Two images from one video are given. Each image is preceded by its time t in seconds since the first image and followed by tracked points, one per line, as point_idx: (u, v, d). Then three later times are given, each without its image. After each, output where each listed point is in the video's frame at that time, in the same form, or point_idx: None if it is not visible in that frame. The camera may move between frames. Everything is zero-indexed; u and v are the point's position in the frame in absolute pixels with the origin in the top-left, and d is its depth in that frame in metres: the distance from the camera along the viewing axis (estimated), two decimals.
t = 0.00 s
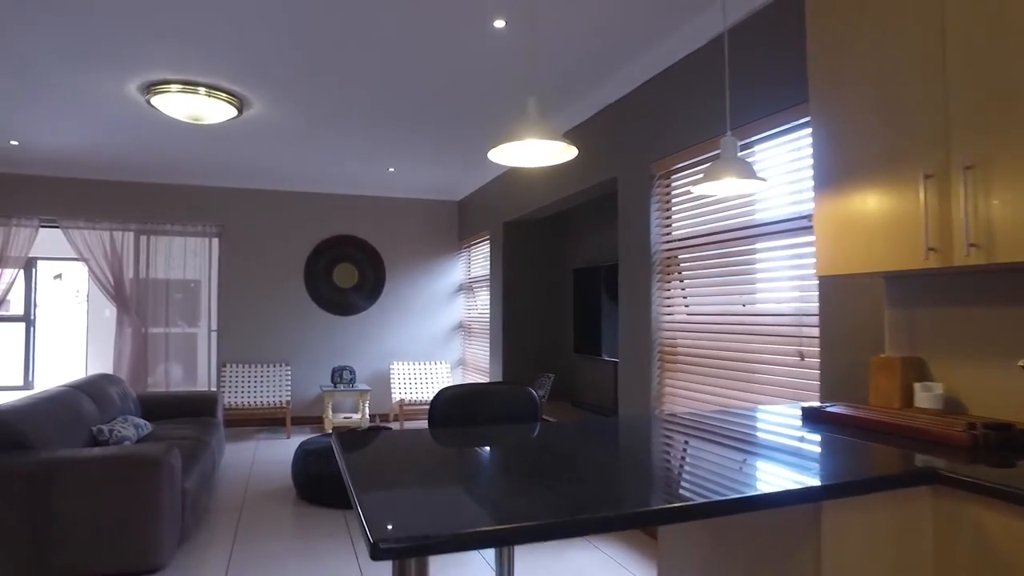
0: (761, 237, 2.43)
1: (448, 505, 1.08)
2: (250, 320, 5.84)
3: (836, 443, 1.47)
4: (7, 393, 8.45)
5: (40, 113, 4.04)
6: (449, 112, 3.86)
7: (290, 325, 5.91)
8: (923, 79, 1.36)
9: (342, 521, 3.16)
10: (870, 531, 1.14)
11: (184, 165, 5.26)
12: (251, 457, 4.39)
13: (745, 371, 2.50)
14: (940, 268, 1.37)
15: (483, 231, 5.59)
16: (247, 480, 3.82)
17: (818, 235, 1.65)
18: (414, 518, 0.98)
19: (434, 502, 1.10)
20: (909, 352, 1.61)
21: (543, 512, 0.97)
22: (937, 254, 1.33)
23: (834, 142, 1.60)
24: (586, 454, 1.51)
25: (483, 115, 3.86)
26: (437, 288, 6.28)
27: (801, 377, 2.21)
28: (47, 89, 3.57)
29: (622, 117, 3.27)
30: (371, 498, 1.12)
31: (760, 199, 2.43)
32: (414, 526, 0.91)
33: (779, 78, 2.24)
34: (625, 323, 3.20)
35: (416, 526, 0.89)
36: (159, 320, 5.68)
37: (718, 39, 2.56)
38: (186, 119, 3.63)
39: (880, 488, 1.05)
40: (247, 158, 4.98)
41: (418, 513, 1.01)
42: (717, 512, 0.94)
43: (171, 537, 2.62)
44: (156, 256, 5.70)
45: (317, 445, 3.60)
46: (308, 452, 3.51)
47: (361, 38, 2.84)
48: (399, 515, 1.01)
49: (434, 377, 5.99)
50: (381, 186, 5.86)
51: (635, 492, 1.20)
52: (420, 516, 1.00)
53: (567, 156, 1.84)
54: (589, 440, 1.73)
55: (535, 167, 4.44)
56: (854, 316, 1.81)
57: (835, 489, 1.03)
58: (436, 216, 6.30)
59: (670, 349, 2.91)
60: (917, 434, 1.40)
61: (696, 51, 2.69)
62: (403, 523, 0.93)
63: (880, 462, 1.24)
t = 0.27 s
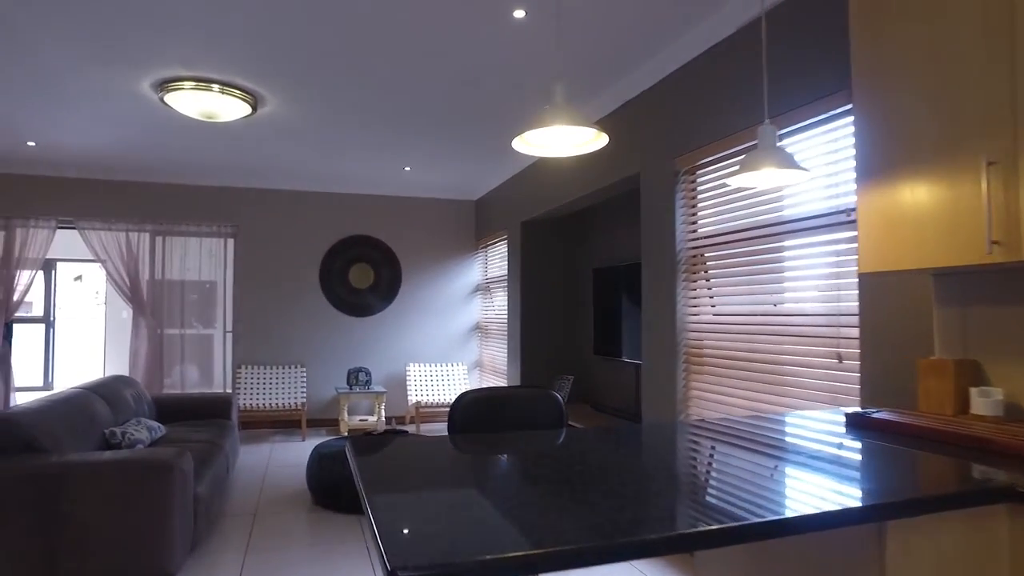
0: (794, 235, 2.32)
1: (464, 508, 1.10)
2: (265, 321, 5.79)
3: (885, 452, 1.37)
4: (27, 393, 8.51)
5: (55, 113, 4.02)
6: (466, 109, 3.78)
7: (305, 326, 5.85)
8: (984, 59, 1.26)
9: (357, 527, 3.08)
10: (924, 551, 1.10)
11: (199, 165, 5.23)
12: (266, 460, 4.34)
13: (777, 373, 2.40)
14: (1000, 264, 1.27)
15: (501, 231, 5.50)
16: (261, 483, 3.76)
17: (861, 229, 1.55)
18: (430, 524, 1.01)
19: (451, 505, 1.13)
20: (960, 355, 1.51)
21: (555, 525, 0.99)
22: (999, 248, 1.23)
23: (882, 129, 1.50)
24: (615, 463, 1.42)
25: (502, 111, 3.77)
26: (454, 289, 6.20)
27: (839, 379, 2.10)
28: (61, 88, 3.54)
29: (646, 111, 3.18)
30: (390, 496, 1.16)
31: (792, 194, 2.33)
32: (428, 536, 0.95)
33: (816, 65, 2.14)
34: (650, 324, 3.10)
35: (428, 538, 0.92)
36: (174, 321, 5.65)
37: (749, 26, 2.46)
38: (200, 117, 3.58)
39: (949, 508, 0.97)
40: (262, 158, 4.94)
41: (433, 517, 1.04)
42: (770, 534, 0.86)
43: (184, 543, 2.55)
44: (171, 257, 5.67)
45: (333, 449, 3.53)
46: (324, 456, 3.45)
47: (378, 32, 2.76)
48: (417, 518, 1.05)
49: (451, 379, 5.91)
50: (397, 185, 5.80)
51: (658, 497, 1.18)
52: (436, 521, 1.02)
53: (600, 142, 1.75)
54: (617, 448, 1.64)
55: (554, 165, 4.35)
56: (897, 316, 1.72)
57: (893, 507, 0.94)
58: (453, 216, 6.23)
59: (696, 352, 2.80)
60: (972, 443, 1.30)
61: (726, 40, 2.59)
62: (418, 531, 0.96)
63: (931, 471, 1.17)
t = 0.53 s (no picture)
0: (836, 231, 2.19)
1: (489, 512, 1.03)
2: (283, 321, 5.74)
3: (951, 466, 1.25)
4: (51, 393, 8.56)
5: (73, 112, 4.00)
6: (486, 104, 3.69)
7: (324, 327, 5.79)
8: None
9: (375, 532, 2.99)
10: None
11: (217, 164, 5.19)
12: (284, 463, 4.27)
13: (816, 376, 2.27)
14: None
15: (521, 230, 5.40)
16: (278, 487, 3.69)
17: (917, 220, 1.43)
18: (452, 528, 0.95)
19: (475, 508, 1.06)
20: None
21: (586, 533, 0.92)
22: None
23: (944, 110, 1.38)
24: (653, 474, 1.32)
25: (523, 105, 3.67)
26: (474, 289, 6.10)
27: (887, 383, 1.97)
28: (77, 86, 3.51)
29: (675, 102, 3.06)
30: (412, 498, 1.11)
31: (834, 188, 2.20)
32: (448, 540, 0.89)
33: (863, 48, 2.01)
34: (679, 325, 2.98)
35: (448, 544, 0.87)
36: (192, 322, 5.62)
37: (787, 10, 2.34)
38: (216, 114, 3.52)
39: None
40: (280, 156, 4.88)
41: (456, 521, 0.98)
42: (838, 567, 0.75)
43: (197, 549, 2.48)
44: (189, 257, 5.64)
45: (351, 453, 3.45)
46: (342, 460, 3.37)
47: (396, 22, 2.67)
48: (439, 520, 0.99)
49: (472, 380, 5.79)
50: (416, 184, 5.71)
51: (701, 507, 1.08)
52: (459, 524, 0.96)
53: (634, 128, 1.66)
54: (653, 455, 1.53)
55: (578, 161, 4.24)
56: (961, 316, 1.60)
57: (969, 537, 0.84)
58: (473, 215, 6.13)
59: (729, 354, 2.68)
60: None
61: (762, 25, 2.46)
62: (438, 535, 0.90)
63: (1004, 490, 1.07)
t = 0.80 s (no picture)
0: (886, 228, 2.06)
1: (511, 518, 0.98)
2: (303, 322, 5.68)
3: None
4: (75, 393, 8.61)
5: (91, 113, 3.97)
6: (509, 99, 3.58)
7: (344, 328, 5.73)
8: None
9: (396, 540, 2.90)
10: None
11: (237, 164, 5.14)
12: (303, 466, 4.20)
13: (863, 381, 2.14)
14: None
15: (544, 228, 5.29)
16: (297, 491, 3.61)
17: (990, 210, 1.32)
18: (471, 533, 0.89)
19: (497, 514, 1.00)
20: None
21: (614, 546, 0.86)
22: None
23: None
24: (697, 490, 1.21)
25: (547, 99, 3.57)
26: (496, 290, 6.00)
27: (946, 390, 1.84)
28: (94, 84, 3.47)
29: (708, 93, 2.93)
30: (429, 507, 1.04)
31: (882, 182, 2.07)
32: (468, 546, 0.84)
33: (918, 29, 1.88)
34: (711, 326, 2.85)
35: (467, 550, 0.82)
36: (212, 323, 5.58)
37: None
38: (233, 110, 3.45)
39: None
40: (299, 155, 4.82)
41: (474, 525, 0.93)
42: None
43: (212, 557, 2.39)
44: (209, 258, 5.61)
45: (371, 457, 3.36)
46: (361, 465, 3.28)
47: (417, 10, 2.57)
48: (458, 525, 0.94)
49: (494, 382, 5.68)
50: (437, 182, 5.63)
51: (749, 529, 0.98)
52: (478, 528, 0.91)
53: (683, 107, 1.54)
54: (694, 468, 1.41)
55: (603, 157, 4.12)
56: None
57: None
58: (495, 214, 6.03)
59: (765, 357, 2.55)
60: None
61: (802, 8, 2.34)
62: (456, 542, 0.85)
63: None
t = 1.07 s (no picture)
0: (947, 223, 1.92)
1: (535, 521, 1.01)
2: (324, 323, 5.62)
3: None
4: (99, 394, 8.65)
5: (111, 113, 3.93)
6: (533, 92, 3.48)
7: (365, 328, 5.65)
8: None
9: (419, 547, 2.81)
10: None
11: (258, 163, 5.09)
12: (323, 470, 4.13)
13: (916, 388, 2.00)
14: None
15: (568, 227, 5.18)
16: (317, 496, 3.53)
17: None
18: (495, 537, 0.94)
19: (520, 516, 1.04)
20: None
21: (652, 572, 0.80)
22: None
23: None
24: (749, 512, 1.10)
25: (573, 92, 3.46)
26: (519, 290, 5.89)
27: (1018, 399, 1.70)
28: (113, 82, 3.42)
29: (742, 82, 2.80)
30: (455, 522, 1.00)
31: (936, 174, 1.94)
32: (491, 549, 0.88)
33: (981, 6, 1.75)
34: (746, 328, 2.72)
35: (489, 552, 0.86)
36: (232, 323, 5.54)
37: None
38: (252, 106, 3.39)
39: None
40: (319, 153, 4.75)
41: (501, 530, 0.97)
42: None
43: (229, 565, 2.32)
44: (230, 258, 5.57)
45: (393, 462, 3.28)
46: (383, 470, 3.20)
47: None
48: (483, 528, 0.98)
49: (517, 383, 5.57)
50: (459, 180, 5.54)
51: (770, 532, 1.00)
52: (503, 533, 0.96)
53: (739, 84, 1.41)
54: (743, 483, 1.29)
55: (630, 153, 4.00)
56: None
57: None
58: (517, 213, 5.93)
59: (805, 360, 2.42)
60: None
61: None
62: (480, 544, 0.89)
63: None
